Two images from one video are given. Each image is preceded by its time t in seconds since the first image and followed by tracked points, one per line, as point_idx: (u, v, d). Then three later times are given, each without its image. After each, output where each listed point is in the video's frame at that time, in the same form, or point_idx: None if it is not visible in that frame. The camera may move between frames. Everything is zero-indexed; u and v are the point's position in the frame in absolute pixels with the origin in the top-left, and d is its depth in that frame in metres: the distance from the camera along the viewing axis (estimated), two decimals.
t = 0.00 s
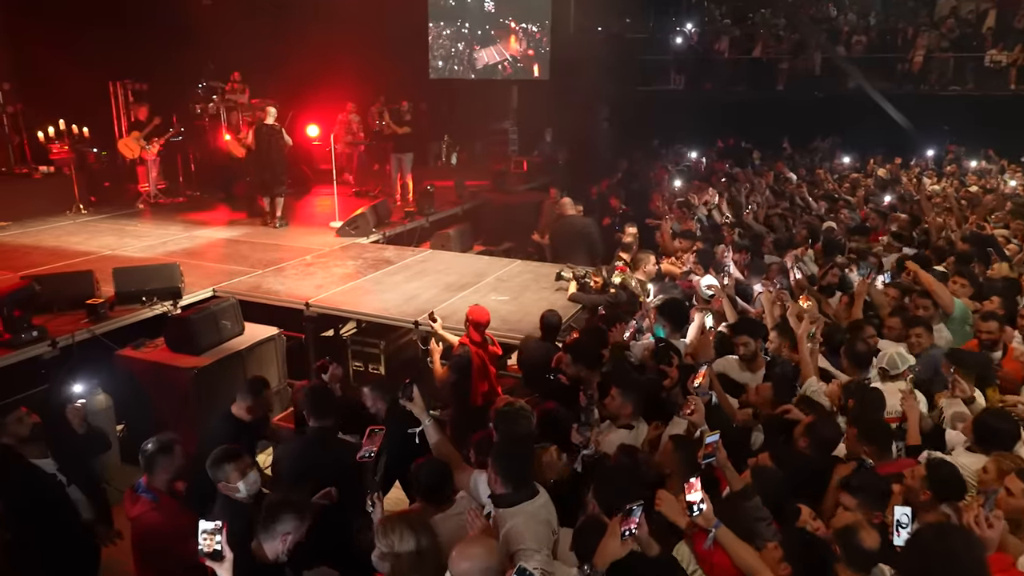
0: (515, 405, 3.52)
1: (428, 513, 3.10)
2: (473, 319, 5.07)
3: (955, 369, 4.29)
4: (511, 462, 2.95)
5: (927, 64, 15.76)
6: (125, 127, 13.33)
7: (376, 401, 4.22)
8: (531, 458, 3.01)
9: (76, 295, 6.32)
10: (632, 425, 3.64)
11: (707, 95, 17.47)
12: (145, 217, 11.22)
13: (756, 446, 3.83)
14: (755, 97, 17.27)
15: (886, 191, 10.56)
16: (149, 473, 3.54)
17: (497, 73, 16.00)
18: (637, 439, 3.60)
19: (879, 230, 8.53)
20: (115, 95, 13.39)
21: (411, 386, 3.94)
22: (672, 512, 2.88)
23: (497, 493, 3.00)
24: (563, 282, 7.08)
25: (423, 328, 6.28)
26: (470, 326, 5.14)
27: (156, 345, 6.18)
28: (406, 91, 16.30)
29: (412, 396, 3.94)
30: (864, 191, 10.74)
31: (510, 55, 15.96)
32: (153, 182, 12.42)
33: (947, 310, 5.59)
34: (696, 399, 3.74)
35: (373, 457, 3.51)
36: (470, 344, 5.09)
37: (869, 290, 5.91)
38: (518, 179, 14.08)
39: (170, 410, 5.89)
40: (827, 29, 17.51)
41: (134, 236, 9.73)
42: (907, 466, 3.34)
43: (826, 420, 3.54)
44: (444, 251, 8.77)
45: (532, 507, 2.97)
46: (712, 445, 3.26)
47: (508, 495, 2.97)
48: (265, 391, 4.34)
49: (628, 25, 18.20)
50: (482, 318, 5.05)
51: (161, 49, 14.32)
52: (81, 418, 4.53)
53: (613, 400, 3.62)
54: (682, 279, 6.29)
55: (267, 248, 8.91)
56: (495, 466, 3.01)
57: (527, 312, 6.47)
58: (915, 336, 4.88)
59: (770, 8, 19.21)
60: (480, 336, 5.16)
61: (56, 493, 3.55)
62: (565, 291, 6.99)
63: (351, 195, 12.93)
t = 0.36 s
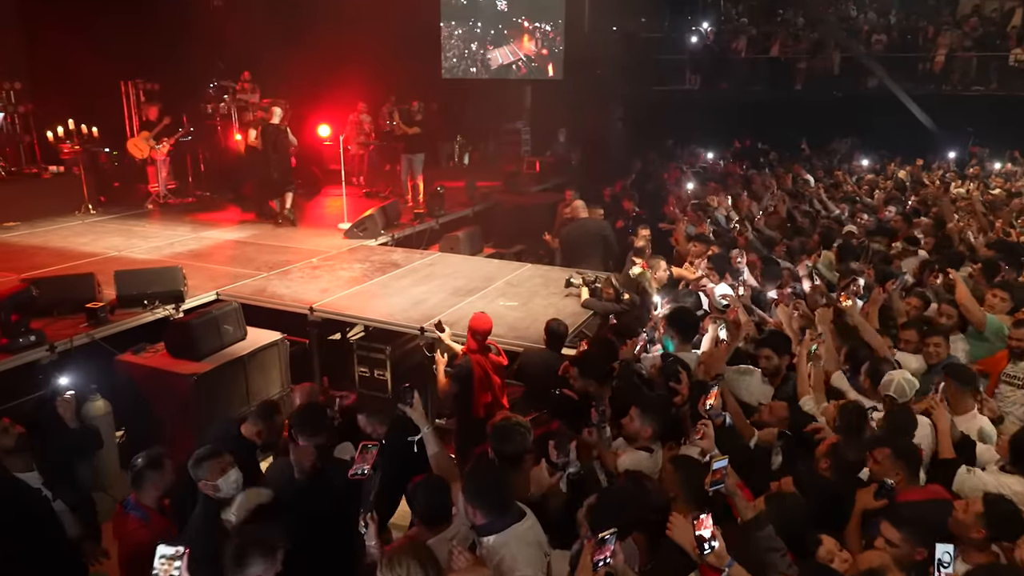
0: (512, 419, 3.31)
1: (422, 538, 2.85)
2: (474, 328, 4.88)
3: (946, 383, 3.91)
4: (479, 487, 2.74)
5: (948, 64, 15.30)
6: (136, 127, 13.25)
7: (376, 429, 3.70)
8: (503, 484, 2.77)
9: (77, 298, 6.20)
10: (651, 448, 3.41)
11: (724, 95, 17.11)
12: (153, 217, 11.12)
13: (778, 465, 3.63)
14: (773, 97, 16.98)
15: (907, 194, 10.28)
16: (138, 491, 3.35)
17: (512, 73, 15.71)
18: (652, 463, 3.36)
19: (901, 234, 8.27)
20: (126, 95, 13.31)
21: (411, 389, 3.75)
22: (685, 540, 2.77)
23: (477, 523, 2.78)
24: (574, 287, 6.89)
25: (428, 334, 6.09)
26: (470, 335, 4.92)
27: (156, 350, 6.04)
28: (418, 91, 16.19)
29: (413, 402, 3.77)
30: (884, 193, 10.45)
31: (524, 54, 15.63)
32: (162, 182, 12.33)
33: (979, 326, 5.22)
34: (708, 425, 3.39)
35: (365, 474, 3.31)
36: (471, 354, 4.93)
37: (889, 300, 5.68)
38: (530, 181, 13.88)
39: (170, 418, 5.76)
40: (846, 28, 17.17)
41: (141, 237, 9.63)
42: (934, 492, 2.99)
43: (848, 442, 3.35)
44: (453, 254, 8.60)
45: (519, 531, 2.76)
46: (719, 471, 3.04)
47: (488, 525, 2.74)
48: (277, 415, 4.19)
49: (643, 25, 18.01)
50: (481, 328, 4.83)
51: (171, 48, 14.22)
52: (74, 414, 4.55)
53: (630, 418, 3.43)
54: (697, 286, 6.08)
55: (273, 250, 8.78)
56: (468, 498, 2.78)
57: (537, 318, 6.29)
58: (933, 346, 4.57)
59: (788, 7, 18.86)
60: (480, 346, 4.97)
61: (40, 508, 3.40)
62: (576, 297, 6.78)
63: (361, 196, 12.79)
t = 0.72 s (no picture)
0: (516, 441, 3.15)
1: (417, 571, 2.68)
2: (473, 339, 4.81)
3: (955, 397, 3.61)
4: (479, 514, 2.56)
5: (970, 63, 14.99)
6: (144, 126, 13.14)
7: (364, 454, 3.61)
8: (507, 512, 2.57)
9: (74, 302, 6.06)
10: (656, 474, 3.19)
11: (740, 95, 16.91)
12: (159, 218, 11.00)
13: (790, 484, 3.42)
14: (790, 96, 16.66)
15: (928, 197, 9.99)
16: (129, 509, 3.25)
17: (523, 73, 15.50)
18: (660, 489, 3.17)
19: (923, 239, 7.98)
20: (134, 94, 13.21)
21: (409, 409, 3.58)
22: (700, 567, 2.49)
23: (476, 554, 2.59)
24: (583, 293, 6.66)
25: (433, 342, 5.88)
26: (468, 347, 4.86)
27: (155, 356, 5.88)
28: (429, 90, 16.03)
29: (412, 422, 3.61)
30: (905, 195, 10.16)
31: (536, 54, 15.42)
32: (169, 182, 12.19)
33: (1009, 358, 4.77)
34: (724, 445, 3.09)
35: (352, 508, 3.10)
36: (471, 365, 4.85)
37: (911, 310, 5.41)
38: (541, 182, 13.66)
39: (169, 427, 5.60)
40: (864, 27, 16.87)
41: (145, 239, 9.50)
42: (966, 518, 2.79)
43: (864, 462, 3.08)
44: (460, 258, 8.40)
45: (521, 566, 2.54)
46: (737, 509, 2.78)
47: (489, 558, 2.55)
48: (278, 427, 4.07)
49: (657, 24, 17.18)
50: (479, 339, 4.77)
51: (178, 47, 14.11)
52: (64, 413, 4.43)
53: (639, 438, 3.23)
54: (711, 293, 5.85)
55: (278, 252, 8.62)
56: (468, 527, 2.59)
57: (545, 326, 6.08)
58: (946, 361, 4.28)
59: (803, 5, 18.53)
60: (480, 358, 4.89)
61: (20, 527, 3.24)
62: (586, 303, 6.56)
63: (370, 197, 12.64)
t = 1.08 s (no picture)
0: (520, 472, 2.94)
1: None
2: (487, 350, 4.60)
3: (1000, 421, 3.36)
4: (475, 556, 2.40)
5: (996, 62, 14.61)
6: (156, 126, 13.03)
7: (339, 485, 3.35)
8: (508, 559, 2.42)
9: (75, 307, 5.92)
10: (654, 497, 3.00)
11: (757, 95, 16.75)
12: (169, 219, 10.87)
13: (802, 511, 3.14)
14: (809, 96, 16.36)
15: (956, 200, 9.67)
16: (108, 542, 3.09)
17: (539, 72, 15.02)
18: (654, 512, 2.97)
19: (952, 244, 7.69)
20: (147, 93, 13.11)
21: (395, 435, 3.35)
22: None
23: None
24: (597, 300, 6.43)
25: (442, 351, 5.67)
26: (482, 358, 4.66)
27: (155, 362, 5.74)
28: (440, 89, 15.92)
29: (397, 450, 3.35)
30: (930, 199, 9.85)
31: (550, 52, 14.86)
32: (180, 182, 12.05)
33: None
34: (745, 479, 2.82)
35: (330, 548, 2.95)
36: (481, 376, 4.67)
37: (943, 321, 5.12)
38: (555, 184, 13.45)
39: (169, 437, 5.46)
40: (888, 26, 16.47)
41: (153, 240, 9.37)
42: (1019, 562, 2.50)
43: (885, 494, 2.74)
44: (470, 261, 8.20)
45: None
46: (768, 540, 2.60)
47: None
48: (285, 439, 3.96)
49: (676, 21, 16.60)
50: (495, 350, 4.56)
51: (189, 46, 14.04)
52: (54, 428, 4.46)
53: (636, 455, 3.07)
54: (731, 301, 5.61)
55: (286, 254, 8.47)
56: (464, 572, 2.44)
57: (557, 334, 5.86)
58: (975, 385, 3.82)
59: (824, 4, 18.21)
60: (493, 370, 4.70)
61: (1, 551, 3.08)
62: (600, 311, 6.34)
63: (381, 198, 12.49)
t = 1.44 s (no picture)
0: (522, 500, 2.75)
1: None
2: (501, 359, 4.39)
3: None
4: None
5: None
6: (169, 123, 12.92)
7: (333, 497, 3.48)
8: None
9: (77, 309, 5.79)
10: (674, 531, 2.80)
11: (778, 91, 16.37)
12: (179, 217, 10.72)
13: (830, 545, 2.82)
14: (833, 94, 15.97)
15: (988, 202, 9.31)
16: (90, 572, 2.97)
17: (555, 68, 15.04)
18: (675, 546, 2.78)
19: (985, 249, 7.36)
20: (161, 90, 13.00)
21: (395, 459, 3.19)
22: None
23: None
24: (613, 305, 6.20)
25: (451, 358, 5.46)
26: (495, 367, 4.45)
27: (157, 367, 5.57)
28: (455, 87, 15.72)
29: (398, 477, 3.18)
30: (960, 201, 9.50)
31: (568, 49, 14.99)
32: (191, 180, 11.91)
33: None
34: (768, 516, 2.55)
35: None
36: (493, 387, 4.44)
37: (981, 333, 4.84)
38: (570, 183, 13.20)
39: (171, 444, 5.29)
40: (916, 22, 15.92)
41: (163, 239, 9.25)
42: None
43: (916, 528, 2.49)
44: (483, 263, 7.99)
45: None
46: None
47: None
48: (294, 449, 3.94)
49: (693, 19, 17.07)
50: (509, 359, 4.37)
51: (200, 41, 13.86)
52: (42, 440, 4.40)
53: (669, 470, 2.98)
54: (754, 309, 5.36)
55: (295, 254, 8.31)
56: None
57: (572, 341, 5.63)
58: None
59: None
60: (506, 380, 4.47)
61: None
62: (616, 317, 6.11)
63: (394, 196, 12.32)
